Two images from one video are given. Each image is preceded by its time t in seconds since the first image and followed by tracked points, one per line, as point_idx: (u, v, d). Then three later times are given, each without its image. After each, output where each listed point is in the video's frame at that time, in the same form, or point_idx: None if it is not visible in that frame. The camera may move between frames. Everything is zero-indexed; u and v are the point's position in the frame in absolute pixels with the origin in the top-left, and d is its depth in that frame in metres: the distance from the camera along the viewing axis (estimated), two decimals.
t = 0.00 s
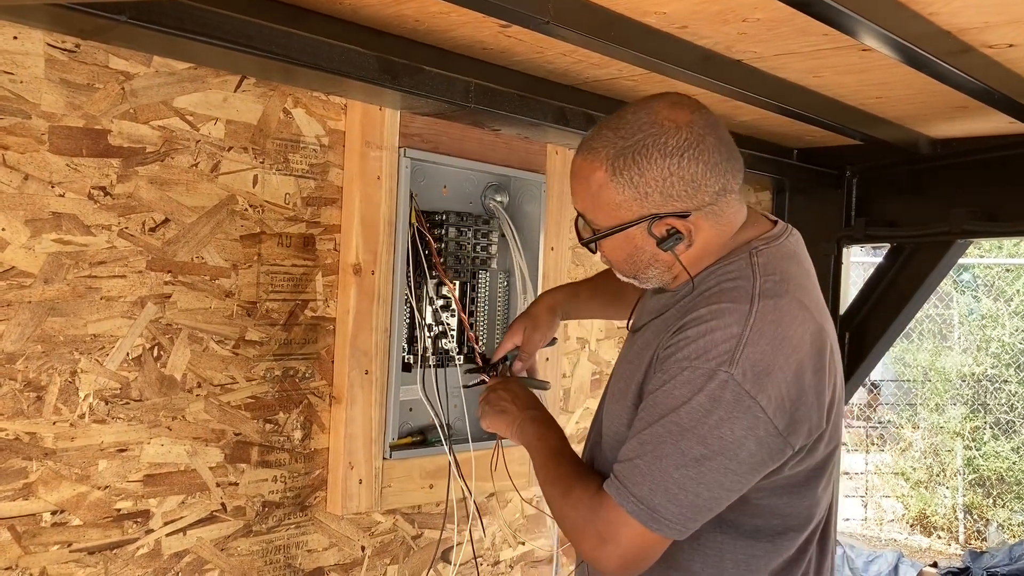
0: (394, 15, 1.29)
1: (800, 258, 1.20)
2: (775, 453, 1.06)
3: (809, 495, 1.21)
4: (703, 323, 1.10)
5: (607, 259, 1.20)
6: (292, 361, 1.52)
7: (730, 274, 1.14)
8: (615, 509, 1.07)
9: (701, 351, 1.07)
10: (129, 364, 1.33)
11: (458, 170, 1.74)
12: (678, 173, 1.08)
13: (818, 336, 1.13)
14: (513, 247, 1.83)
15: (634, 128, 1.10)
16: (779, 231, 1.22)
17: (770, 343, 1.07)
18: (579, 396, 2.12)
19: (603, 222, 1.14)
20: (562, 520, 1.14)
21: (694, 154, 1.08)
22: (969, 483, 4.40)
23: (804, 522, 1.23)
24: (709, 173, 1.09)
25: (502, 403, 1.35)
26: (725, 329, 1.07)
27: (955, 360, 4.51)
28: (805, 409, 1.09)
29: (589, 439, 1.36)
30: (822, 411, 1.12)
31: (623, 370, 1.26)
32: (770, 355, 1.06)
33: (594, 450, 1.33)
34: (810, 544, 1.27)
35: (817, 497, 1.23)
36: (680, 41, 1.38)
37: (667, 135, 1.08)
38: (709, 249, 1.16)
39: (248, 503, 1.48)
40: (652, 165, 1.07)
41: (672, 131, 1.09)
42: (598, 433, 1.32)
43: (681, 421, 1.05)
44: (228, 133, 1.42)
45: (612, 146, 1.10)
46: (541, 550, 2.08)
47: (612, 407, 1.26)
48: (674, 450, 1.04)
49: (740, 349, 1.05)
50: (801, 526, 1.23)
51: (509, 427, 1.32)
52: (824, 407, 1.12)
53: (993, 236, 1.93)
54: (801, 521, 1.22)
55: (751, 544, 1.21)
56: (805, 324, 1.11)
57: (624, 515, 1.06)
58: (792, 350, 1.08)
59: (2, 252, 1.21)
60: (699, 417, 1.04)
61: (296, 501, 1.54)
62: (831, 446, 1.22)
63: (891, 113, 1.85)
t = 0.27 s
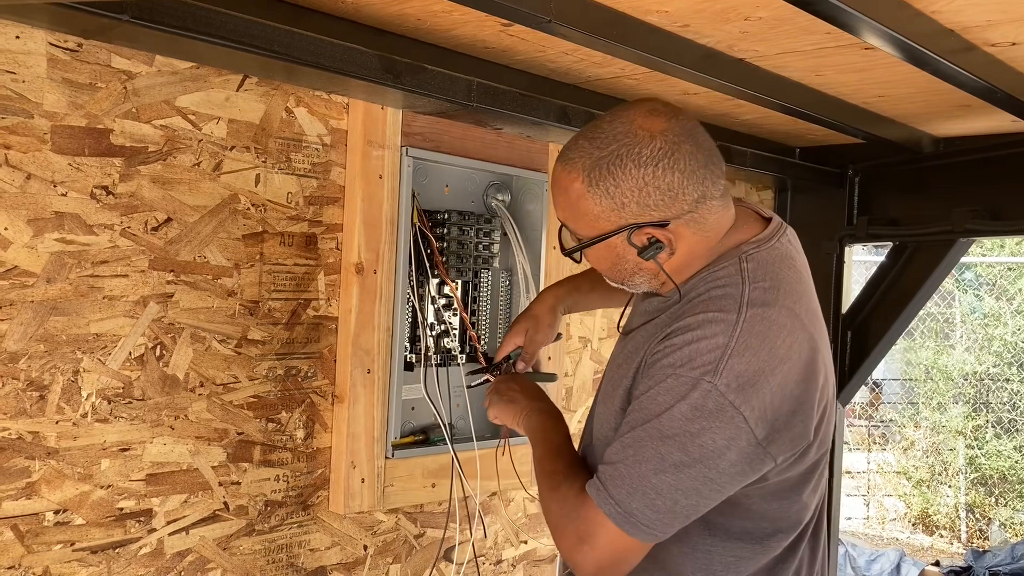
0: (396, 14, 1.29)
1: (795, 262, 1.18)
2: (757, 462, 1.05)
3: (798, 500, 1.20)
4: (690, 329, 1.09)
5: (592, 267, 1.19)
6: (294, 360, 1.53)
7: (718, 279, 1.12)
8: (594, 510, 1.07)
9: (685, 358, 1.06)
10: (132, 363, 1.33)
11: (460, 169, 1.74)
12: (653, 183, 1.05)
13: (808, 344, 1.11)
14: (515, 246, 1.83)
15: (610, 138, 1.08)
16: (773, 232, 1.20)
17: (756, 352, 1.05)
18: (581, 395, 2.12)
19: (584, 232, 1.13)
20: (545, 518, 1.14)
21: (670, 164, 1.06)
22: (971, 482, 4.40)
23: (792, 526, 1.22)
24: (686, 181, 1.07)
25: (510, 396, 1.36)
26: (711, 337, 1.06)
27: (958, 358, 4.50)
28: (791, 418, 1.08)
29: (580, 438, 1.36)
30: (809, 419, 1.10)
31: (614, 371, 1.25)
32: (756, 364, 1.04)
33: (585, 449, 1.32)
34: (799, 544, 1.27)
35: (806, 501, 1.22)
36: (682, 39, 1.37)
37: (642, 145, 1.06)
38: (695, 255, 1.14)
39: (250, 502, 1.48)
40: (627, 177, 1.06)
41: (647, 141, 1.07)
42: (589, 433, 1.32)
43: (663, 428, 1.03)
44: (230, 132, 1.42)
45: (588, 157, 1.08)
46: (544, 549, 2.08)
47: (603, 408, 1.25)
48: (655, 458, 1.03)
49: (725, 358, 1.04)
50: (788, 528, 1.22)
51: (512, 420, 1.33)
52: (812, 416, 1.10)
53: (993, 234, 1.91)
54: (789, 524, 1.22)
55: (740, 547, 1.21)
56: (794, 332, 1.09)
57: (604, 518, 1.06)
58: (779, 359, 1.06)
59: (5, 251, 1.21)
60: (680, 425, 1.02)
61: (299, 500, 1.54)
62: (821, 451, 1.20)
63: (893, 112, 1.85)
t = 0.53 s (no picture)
0: (399, 12, 1.29)
1: (793, 270, 1.17)
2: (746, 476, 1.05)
3: (792, 508, 1.20)
4: (683, 340, 1.08)
5: (585, 271, 1.19)
6: (296, 360, 1.52)
7: (711, 289, 1.11)
8: (580, 515, 1.08)
9: (676, 370, 1.06)
10: (134, 363, 1.33)
11: (462, 168, 1.74)
12: (640, 194, 1.04)
13: (803, 356, 1.10)
14: (518, 245, 1.83)
15: (597, 147, 1.07)
16: (772, 237, 1.18)
17: (747, 366, 1.04)
18: (583, 394, 2.12)
19: (574, 241, 1.13)
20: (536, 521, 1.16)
21: (657, 173, 1.05)
22: (974, 482, 4.39)
23: (786, 533, 1.22)
24: (675, 191, 1.05)
25: (509, 393, 1.37)
26: (702, 350, 1.05)
27: (960, 358, 4.49)
28: (781, 432, 1.08)
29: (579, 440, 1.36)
30: (802, 432, 1.10)
31: (611, 375, 1.25)
32: (746, 379, 1.04)
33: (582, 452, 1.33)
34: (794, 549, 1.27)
35: (800, 508, 1.22)
36: (684, 38, 1.37)
37: (628, 154, 1.05)
38: (688, 262, 1.14)
39: (253, 501, 1.48)
40: (614, 186, 1.05)
41: (634, 150, 1.05)
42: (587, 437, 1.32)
43: (652, 441, 1.04)
44: (232, 131, 1.42)
45: (575, 165, 1.07)
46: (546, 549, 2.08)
47: (599, 413, 1.25)
48: (644, 471, 1.04)
49: (715, 372, 1.04)
50: (782, 536, 1.22)
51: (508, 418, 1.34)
52: (804, 429, 1.10)
53: (996, 232, 1.91)
54: (783, 531, 1.21)
55: (734, 552, 1.22)
56: (787, 345, 1.08)
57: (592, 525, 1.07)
58: (771, 373, 1.06)
59: (7, 250, 1.21)
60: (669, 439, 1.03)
61: (301, 500, 1.54)
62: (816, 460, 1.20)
63: (896, 110, 1.85)
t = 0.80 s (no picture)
0: (402, 12, 1.29)
1: (790, 271, 1.17)
2: (754, 487, 1.05)
3: (799, 511, 1.20)
4: (682, 351, 1.08)
5: (583, 275, 1.19)
6: (299, 359, 1.53)
7: (710, 297, 1.11)
8: (595, 533, 1.09)
9: (677, 383, 1.06)
10: (138, 362, 1.33)
11: (464, 167, 1.74)
12: (636, 198, 1.04)
13: (804, 360, 1.10)
14: (520, 245, 1.83)
15: (592, 151, 1.07)
16: (768, 237, 1.18)
17: (747, 375, 1.04)
18: (586, 393, 2.11)
19: (571, 245, 1.13)
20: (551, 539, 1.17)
21: (654, 177, 1.05)
22: (977, 481, 4.40)
23: (792, 535, 1.22)
24: (671, 194, 1.05)
25: (504, 400, 1.36)
26: (702, 361, 1.05)
27: (962, 357, 4.49)
28: (787, 439, 1.08)
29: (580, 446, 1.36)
30: (809, 437, 1.10)
31: (610, 382, 1.25)
32: (749, 388, 1.04)
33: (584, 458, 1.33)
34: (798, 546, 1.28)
35: (807, 509, 1.22)
36: (687, 37, 1.37)
37: (624, 158, 1.05)
38: (687, 266, 1.14)
39: (256, 501, 1.48)
40: (610, 191, 1.05)
41: (630, 154, 1.05)
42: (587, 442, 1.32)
43: (657, 455, 1.04)
44: (235, 130, 1.42)
45: (571, 169, 1.07)
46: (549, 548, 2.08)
47: (600, 419, 1.25)
48: (651, 485, 1.04)
49: (717, 384, 1.03)
50: (789, 537, 1.22)
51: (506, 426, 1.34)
52: (810, 433, 1.10)
53: (1002, 231, 1.90)
54: (790, 533, 1.22)
55: (740, 558, 1.22)
56: (788, 350, 1.08)
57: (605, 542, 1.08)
58: (772, 381, 1.06)
59: (11, 250, 1.21)
60: (674, 454, 1.03)
61: (304, 499, 1.54)
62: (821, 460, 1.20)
63: (899, 109, 1.85)
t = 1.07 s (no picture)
0: (404, 11, 1.29)
1: (795, 268, 1.17)
2: (757, 483, 1.05)
3: (803, 510, 1.20)
4: (686, 345, 1.08)
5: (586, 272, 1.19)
6: (302, 359, 1.52)
7: (713, 293, 1.11)
8: (596, 529, 1.09)
9: (680, 377, 1.06)
10: (140, 362, 1.33)
11: (467, 167, 1.74)
12: (639, 196, 1.04)
13: (809, 356, 1.10)
14: (522, 244, 1.83)
15: (595, 148, 1.07)
16: (773, 233, 1.18)
17: (751, 369, 1.04)
18: (589, 393, 2.11)
19: (574, 242, 1.13)
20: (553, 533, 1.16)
21: (655, 174, 1.04)
22: (979, 480, 4.38)
23: (795, 534, 1.22)
24: (674, 192, 1.05)
25: (513, 396, 1.37)
26: (705, 355, 1.05)
27: (965, 356, 4.49)
28: (791, 435, 1.07)
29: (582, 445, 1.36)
30: (812, 434, 1.09)
31: (614, 379, 1.25)
32: (752, 383, 1.04)
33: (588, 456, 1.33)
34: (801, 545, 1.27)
35: (811, 508, 1.22)
36: (690, 37, 1.37)
37: (627, 155, 1.05)
38: (691, 264, 1.14)
39: (259, 500, 1.48)
40: (612, 188, 1.05)
41: (632, 151, 1.05)
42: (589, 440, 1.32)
43: (660, 449, 1.04)
44: (238, 130, 1.42)
45: (573, 166, 1.07)
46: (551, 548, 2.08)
47: (604, 417, 1.25)
48: (653, 479, 1.04)
49: (720, 378, 1.03)
50: (793, 537, 1.22)
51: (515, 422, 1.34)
52: (814, 430, 1.09)
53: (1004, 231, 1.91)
54: (794, 534, 1.21)
55: (743, 558, 1.22)
56: (793, 345, 1.08)
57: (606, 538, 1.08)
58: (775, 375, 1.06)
59: (14, 250, 1.21)
60: (676, 448, 1.03)
61: (307, 499, 1.54)
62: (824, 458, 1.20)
63: (902, 109, 1.84)
